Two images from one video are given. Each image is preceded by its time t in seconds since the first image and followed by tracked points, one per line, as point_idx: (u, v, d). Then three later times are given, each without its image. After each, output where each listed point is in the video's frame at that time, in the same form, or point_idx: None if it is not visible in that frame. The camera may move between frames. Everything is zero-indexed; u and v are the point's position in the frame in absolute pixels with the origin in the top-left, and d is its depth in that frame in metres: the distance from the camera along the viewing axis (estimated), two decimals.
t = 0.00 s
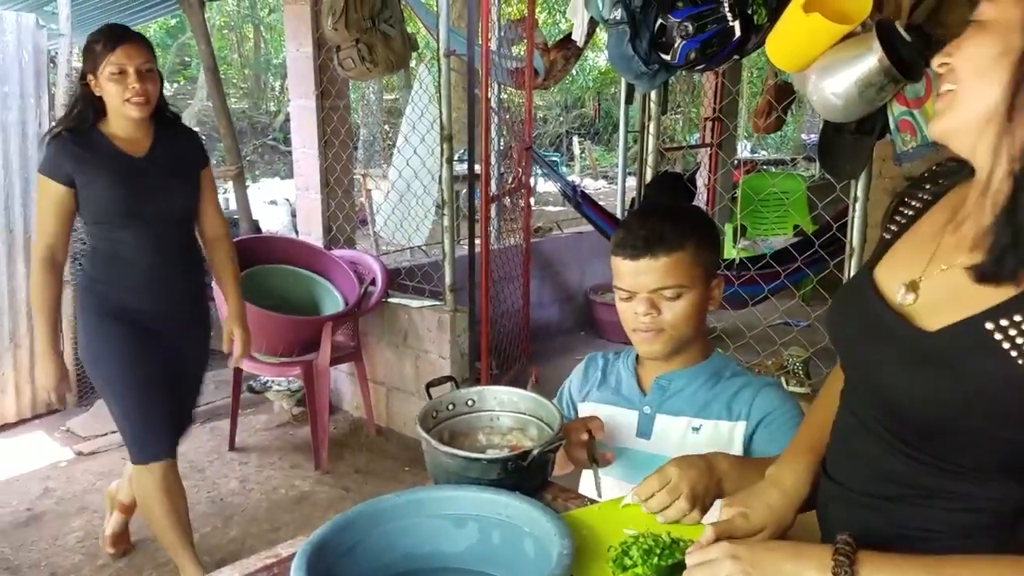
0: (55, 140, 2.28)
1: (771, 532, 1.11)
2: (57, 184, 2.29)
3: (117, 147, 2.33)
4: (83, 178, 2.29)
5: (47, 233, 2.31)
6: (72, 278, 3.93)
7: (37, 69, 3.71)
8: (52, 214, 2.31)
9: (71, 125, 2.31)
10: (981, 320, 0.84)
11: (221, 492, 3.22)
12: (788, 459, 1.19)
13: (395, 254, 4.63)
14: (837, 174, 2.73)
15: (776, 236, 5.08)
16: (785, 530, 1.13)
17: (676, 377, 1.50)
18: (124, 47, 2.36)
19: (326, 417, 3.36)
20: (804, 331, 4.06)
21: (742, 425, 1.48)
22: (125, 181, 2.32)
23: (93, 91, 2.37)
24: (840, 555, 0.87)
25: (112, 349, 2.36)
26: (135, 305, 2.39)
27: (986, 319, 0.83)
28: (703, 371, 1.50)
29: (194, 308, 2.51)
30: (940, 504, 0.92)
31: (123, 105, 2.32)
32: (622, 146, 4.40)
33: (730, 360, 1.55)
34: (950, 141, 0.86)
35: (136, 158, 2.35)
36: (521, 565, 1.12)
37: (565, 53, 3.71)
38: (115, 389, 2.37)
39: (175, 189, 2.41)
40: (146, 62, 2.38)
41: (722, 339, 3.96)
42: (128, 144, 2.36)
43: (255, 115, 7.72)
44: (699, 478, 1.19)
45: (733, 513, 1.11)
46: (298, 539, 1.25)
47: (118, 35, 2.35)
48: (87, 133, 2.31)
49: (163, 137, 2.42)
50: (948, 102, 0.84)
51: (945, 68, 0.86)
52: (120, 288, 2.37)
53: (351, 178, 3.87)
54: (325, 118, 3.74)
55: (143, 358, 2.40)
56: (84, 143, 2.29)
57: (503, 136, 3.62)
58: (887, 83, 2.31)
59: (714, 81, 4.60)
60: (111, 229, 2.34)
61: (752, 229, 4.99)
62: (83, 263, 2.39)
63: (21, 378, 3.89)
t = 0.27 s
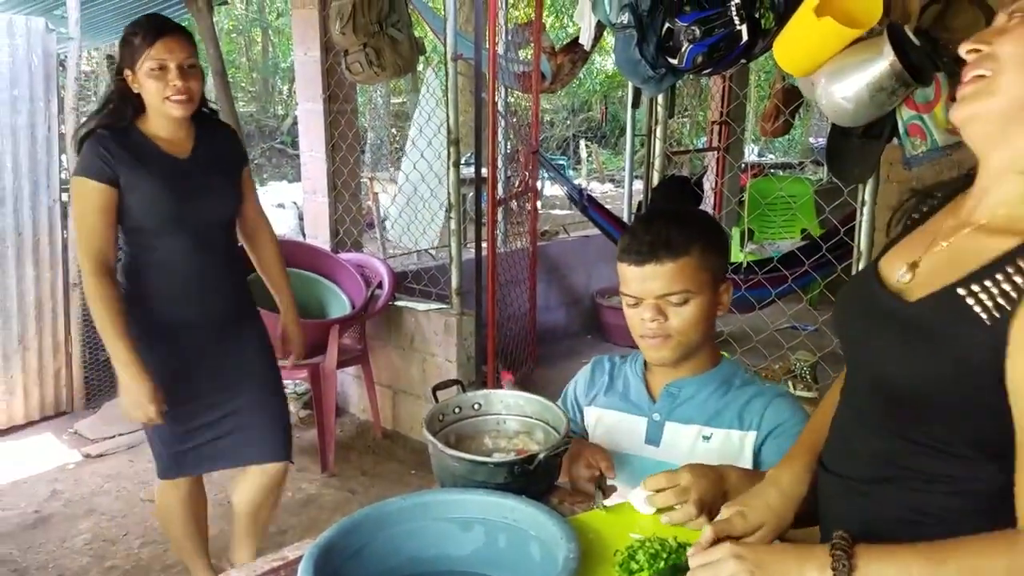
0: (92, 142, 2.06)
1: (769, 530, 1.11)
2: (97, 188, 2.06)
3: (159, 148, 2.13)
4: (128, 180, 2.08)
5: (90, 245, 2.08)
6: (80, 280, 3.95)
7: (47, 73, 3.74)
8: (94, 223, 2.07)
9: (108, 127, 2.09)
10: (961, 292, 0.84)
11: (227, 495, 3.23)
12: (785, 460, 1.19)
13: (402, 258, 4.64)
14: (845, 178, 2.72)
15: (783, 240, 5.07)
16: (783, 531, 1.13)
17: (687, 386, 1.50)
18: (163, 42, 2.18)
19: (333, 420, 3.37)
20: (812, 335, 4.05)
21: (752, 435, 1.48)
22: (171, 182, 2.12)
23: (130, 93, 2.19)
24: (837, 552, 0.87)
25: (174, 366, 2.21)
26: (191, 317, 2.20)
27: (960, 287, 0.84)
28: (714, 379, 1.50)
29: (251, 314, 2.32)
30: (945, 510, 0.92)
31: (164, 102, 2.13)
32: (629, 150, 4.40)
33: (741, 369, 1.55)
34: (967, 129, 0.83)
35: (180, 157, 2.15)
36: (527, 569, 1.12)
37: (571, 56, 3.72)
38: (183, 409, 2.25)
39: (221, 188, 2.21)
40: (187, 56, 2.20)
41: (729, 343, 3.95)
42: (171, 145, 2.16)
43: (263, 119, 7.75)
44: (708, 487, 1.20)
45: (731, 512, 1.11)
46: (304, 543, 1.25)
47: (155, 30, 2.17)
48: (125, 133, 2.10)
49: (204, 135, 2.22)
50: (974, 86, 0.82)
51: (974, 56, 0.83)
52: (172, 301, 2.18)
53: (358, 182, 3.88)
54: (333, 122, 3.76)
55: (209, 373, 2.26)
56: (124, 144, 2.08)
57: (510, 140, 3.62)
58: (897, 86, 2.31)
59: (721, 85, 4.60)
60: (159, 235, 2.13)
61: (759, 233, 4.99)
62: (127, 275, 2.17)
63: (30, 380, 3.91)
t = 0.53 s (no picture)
0: (140, 151, 1.92)
1: (772, 528, 1.11)
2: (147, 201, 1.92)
3: (210, 159, 1.98)
4: (180, 192, 1.94)
5: (139, 259, 1.93)
6: (86, 283, 3.96)
7: (53, 77, 3.76)
8: (143, 236, 1.93)
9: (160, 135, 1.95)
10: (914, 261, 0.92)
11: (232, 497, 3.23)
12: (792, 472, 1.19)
13: (407, 262, 4.64)
14: (851, 181, 2.72)
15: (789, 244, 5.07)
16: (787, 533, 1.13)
17: (689, 389, 1.50)
18: (220, 43, 2.01)
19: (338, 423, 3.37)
20: (817, 339, 4.04)
21: (757, 439, 1.48)
22: (222, 195, 1.98)
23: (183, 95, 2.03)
24: (832, 538, 0.89)
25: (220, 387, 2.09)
26: (240, 338, 2.07)
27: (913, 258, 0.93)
28: (717, 383, 1.50)
29: (301, 333, 2.19)
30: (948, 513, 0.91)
31: (217, 112, 1.98)
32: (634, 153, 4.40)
33: (744, 372, 1.54)
34: (908, 148, 0.91)
35: (230, 170, 2.00)
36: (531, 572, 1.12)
37: (577, 60, 3.78)
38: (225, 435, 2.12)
39: (273, 202, 2.07)
40: (243, 61, 2.03)
41: (734, 347, 3.95)
42: (223, 157, 2.01)
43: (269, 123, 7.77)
44: (709, 492, 1.19)
45: (734, 511, 1.11)
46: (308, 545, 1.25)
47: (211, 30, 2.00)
48: (176, 142, 1.96)
49: (256, 146, 2.07)
50: (907, 109, 0.90)
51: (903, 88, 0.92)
52: (221, 319, 2.05)
53: (364, 186, 3.89)
54: (339, 125, 3.76)
55: (255, 396, 2.13)
56: (175, 154, 1.94)
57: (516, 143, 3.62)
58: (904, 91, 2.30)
59: (726, 89, 4.60)
60: (211, 251, 2.00)
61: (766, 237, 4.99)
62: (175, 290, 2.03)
63: (35, 384, 3.92)
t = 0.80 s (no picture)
0: (173, 143, 1.77)
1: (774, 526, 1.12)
2: (177, 195, 1.77)
3: (251, 155, 1.83)
4: (213, 188, 1.78)
5: (165, 257, 1.80)
6: (90, 285, 3.96)
7: (57, 80, 3.77)
8: (170, 233, 1.78)
9: (198, 126, 1.81)
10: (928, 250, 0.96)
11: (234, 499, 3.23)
12: (802, 477, 1.19)
13: (410, 264, 4.65)
14: (854, 183, 2.72)
15: (792, 246, 5.06)
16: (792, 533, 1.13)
17: (689, 391, 1.50)
18: (265, 30, 1.86)
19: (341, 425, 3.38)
20: (820, 341, 4.03)
21: (759, 440, 1.47)
22: (257, 194, 1.81)
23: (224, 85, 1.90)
24: (826, 520, 0.90)
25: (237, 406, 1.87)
26: (267, 352, 1.87)
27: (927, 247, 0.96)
28: (717, 385, 1.49)
29: (337, 352, 1.98)
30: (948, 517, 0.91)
31: (262, 104, 1.84)
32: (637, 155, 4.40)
33: (744, 372, 1.54)
34: (928, 191, 0.89)
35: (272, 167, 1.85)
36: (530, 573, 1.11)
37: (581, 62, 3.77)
38: (252, 456, 1.89)
39: (313, 204, 1.89)
40: (291, 48, 1.89)
41: (737, 349, 3.95)
42: (266, 154, 1.87)
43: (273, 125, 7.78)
44: (710, 494, 1.19)
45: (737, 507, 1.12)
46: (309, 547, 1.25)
47: (255, 15, 1.86)
48: (213, 135, 1.81)
49: (302, 140, 1.92)
50: (907, 162, 0.89)
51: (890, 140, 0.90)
52: (246, 330, 1.85)
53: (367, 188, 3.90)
54: (342, 127, 3.77)
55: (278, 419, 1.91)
56: (211, 147, 1.79)
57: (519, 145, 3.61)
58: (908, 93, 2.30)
59: (730, 91, 4.60)
60: (241, 253, 1.82)
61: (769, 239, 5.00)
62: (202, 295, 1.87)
63: (39, 385, 3.93)
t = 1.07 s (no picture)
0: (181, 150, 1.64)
1: (768, 522, 1.13)
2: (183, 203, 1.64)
3: (259, 166, 1.66)
4: (217, 196, 1.62)
5: (167, 267, 1.67)
6: (92, 286, 3.97)
7: (60, 81, 3.78)
8: (173, 246, 1.66)
9: (208, 134, 1.68)
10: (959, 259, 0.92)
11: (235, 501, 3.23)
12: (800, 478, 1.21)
13: (411, 266, 4.65)
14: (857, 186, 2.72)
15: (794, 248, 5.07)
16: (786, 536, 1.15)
17: (691, 395, 1.49)
18: (277, 37, 1.66)
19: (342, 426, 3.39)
20: (823, 344, 4.02)
21: (760, 443, 1.47)
22: (265, 206, 1.64)
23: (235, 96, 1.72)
24: (830, 539, 0.92)
25: (232, 436, 1.68)
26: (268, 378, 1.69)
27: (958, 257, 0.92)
28: (718, 387, 1.49)
29: (346, 383, 1.78)
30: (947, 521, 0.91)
31: (272, 117, 1.66)
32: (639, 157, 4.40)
33: (746, 374, 1.54)
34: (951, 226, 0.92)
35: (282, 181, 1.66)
36: None
37: (583, 63, 3.77)
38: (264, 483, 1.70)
39: (326, 219, 1.69)
40: (303, 56, 1.69)
41: (738, 351, 3.95)
42: (272, 166, 1.68)
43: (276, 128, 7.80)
44: (711, 495, 1.20)
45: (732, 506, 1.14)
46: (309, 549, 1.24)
47: (265, 20, 1.65)
48: (224, 143, 1.67)
49: (316, 151, 1.73)
50: (936, 202, 0.91)
51: (902, 183, 0.92)
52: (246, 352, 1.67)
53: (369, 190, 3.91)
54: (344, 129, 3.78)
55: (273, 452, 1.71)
56: (219, 155, 1.64)
57: (521, 147, 3.61)
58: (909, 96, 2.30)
59: (732, 93, 4.60)
60: (245, 267, 1.66)
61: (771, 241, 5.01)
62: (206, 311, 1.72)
63: (41, 387, 3.93)
